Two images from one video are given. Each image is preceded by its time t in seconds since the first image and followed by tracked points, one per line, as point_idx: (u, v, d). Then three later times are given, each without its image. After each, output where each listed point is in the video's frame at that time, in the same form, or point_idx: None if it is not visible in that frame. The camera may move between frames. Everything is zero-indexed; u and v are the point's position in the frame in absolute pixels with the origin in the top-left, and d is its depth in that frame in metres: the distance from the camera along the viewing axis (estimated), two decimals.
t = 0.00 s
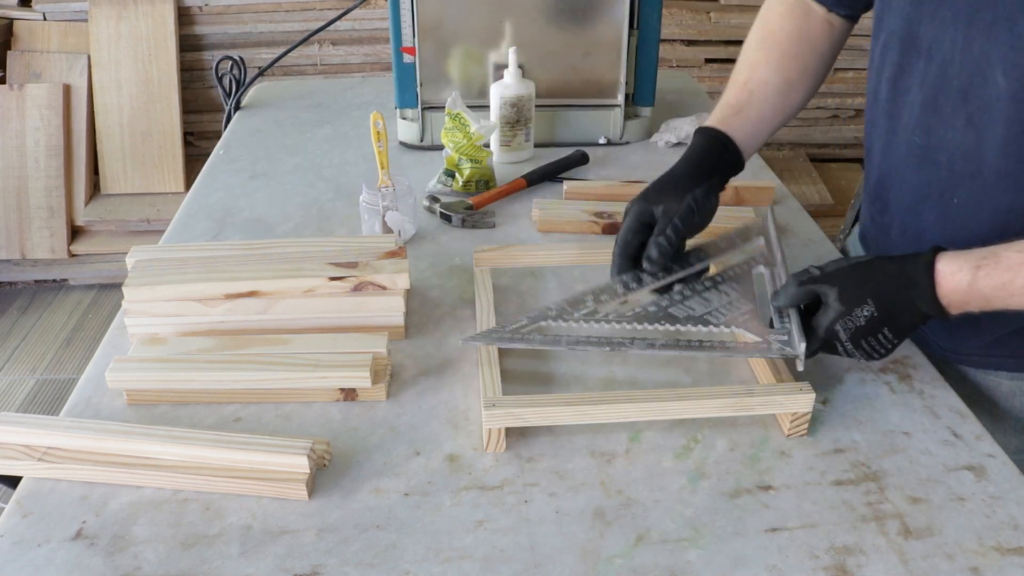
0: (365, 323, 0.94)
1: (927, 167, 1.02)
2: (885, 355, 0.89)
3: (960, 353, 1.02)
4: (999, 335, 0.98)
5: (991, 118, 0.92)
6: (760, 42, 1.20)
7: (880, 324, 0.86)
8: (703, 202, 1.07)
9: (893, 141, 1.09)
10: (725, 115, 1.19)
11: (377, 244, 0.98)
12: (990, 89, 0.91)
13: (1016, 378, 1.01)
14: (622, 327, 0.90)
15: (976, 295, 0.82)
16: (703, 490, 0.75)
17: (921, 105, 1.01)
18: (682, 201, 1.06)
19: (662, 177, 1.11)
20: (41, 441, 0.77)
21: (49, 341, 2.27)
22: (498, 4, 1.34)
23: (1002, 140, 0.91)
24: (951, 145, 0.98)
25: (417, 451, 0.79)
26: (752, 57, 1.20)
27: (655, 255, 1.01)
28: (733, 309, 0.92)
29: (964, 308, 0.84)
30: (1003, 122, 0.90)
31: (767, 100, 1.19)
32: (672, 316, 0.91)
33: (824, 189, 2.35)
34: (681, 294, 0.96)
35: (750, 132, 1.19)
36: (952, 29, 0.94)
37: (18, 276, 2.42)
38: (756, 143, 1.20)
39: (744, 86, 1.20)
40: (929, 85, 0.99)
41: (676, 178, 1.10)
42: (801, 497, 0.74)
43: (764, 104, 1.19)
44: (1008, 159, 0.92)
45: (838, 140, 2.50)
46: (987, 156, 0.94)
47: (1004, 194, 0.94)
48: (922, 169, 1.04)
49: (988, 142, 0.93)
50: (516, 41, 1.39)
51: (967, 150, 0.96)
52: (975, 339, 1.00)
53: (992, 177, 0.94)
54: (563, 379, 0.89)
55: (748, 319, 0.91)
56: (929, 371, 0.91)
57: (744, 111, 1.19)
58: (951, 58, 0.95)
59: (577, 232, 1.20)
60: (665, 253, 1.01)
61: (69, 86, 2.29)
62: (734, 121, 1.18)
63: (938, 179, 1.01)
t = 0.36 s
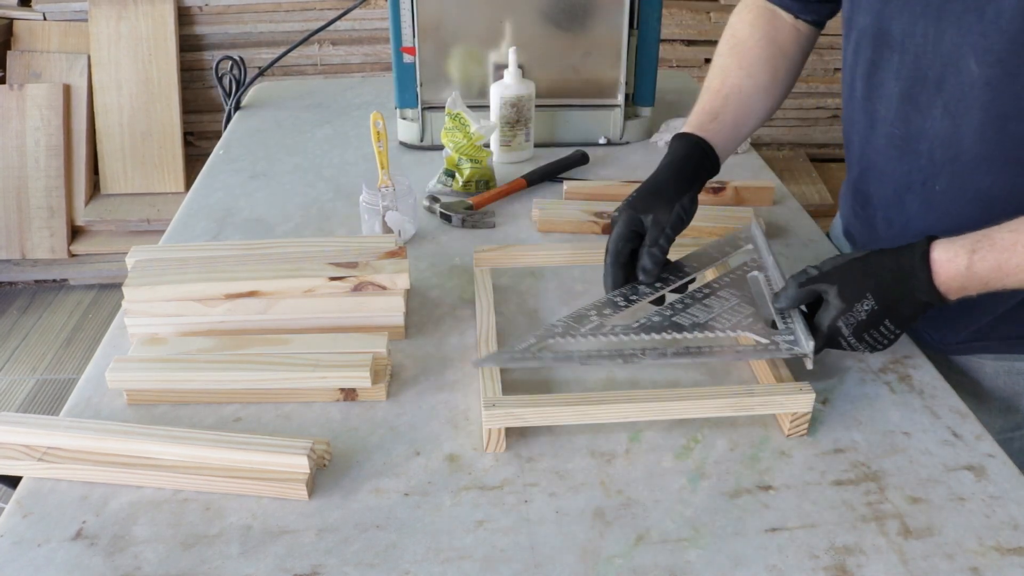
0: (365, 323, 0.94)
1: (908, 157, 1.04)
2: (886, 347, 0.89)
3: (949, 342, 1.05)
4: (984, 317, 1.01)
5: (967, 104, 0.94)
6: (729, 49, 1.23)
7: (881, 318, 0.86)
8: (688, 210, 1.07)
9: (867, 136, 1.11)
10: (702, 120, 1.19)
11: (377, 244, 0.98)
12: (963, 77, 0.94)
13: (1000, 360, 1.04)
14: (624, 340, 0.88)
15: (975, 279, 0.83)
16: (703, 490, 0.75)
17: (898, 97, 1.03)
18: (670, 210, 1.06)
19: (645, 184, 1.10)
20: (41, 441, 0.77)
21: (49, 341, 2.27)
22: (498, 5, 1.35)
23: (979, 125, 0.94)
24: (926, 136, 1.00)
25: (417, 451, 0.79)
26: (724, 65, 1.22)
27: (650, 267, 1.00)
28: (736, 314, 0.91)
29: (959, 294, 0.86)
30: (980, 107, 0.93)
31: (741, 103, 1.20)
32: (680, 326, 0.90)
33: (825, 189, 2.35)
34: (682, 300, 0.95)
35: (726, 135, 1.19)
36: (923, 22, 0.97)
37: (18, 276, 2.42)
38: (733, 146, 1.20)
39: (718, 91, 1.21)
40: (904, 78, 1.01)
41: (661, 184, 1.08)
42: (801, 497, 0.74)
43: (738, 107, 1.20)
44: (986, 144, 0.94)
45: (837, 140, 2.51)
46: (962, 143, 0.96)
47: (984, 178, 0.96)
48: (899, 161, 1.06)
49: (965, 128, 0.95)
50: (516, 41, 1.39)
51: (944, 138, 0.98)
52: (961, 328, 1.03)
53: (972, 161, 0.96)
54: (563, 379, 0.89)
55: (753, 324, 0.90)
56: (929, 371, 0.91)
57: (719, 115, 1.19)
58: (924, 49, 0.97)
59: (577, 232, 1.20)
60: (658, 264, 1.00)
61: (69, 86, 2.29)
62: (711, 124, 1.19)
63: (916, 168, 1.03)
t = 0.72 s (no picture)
0: (365, 323, 0.94)
1: (896, 159, 1.04)
2: (873, 334, 0.92)
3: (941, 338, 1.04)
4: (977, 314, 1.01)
5: (952, 108, 0.94)
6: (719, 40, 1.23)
7: (871, 308, 0.88)
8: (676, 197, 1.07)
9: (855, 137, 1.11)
10: (692, 107, 1.19)
11: (377, 244, 0.98)
12: (948, 81, 0.94)
13: (991, 354, 1.04)
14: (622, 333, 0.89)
15: (963, 270, 0.85)
16: (702, 490, 0.75)
17: (885, 100, 1.03)
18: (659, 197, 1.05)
19: (636, 169, 1.09)
20: (41, 441, 0.77)
21: (49, 341, 2.27)
22: (498, 4, 1.35)
23: (965, 129, 0.94)
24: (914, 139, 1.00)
25: (417, 451, 0.79)
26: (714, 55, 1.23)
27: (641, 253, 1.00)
28: (727, 301, 0.92)
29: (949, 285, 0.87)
30: (966, 111, 0.93)
31: (731, 92, 1.20)
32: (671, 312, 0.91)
33: (825, 189, 2.35)
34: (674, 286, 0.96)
35: (716, 123, 1.19)
36: (908, 26, 0.96)
37: (18, 276, 2.42)
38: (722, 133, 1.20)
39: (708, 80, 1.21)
40: (891, 82, 1.01)
41: (652, 169, 1.08)
42: (801, 497, 0.74)
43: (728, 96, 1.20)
44: (973, 147, 0.94)
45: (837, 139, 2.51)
46: (949, 147, 0.96)
47: (972, 180, 0.96)
48: (887, 163, 1.06)
49: (951, 132, 0.95)
50: (516, 41, 1.39)
51: (931, 141, 0.98)
52: (956, 324, 1.02)
53: (959, 165, 0.96)
54: (562, 379, 0.89)
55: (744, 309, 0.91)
56: (929, 371, 0.91)
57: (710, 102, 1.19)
58: (909, 53, 0.97)
59: (577, 232, 1.20)
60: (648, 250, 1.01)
61: (69, 86, 2.29)
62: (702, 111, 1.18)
63: (904, 171, 1.03)
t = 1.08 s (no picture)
0: (365, 323, 0.94)
1: (895, 168, 1.04)
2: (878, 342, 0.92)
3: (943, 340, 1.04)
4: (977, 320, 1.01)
5: (953, 119, 0.94)
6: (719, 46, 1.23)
7: (877, 317, 0.89)
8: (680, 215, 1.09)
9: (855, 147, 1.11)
10: (693, 118, 1.19)
11: (377, 244, 0.98)
12: (948, 94, 0.93)
13: (993, 358, 1.04)
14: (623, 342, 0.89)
15: (963, 282, 0.86)
16: (702, 490, 0.75)
17: (883, 111, 1.03)
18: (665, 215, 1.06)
19: (641, 184, 1.10)
20: (41, 441, 0.77)
21: (49, 341, 2.27)
22: (498, 5, 1.34)
23: (968, 140, 0.94)
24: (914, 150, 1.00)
25: (417, 451, 0.79)
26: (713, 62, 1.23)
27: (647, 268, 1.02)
28: (735, 316, 0.94)
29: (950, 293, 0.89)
30: (968, 123, 0.93)
31: (731, 102, 1.20)
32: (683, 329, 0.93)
33: (825, 189, 2.35)
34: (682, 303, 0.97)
35: (715, 134, 1.20)
36: (906, 39, 0.96)
37: (19, 276, 2.42)
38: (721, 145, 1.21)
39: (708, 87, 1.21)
40: (890, 93, 1.01)
41: (656, 183, 1.09)
42: (801, 497, 0.74)
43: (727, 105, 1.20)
44: (977, 158, 0.94)
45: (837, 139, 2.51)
46: (952, 158, 0.96)
47: (975, 189, 0.96)
48: (887, 174, 1.05)
49: (953, 143, 0.95)
50: (516, 41, 1.39)
51: (932, 152, 0.98)
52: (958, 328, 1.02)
53: (963, 176, 0.96)
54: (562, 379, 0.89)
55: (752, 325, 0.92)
56: (929, 371, 0.91)
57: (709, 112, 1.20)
58: (908, 66, 0.97)
59: (577, 232, 1.20)
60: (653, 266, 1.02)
61: (69, 86, 2.29)
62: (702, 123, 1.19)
63: (905, 181, 1.03)
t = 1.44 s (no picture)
0: (365, 323, 0.94)
1: (902, 167, 1.04)
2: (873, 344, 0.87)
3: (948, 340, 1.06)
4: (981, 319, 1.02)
5: (962, 119, 0.94)
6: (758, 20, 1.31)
7: (886, 301, 0.86)
8: (699, 151, 1.19)
9: (862, 144, 1.11)
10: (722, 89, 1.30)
11: (377, 243, 0.98)
12: (958, 92, 0.93)
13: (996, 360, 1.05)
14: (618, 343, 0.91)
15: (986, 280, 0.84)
16: (702, 490, 0.75)
17: (892, 109, 1.03)
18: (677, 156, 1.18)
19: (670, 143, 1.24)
20: (41, 441, 0.77)
21: (49, 341, 2.27)
22: (498, 4, 1.34)
23: (975, 140, 0.94)
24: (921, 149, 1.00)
25: (417, 451, 0.79)
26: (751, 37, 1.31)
27: (655, 197, 1.14)
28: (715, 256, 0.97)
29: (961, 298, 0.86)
30: (977, 122, 0.93)
31: (762, 70, 1.28)
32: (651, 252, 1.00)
33: (824, 189, 2.35)
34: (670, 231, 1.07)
35: (744, 101, 1.28)
36: (917, 37, 0.97)
37: (18, 276, 2.42)
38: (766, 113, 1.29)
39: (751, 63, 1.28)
40: (898, 91, 1.01)
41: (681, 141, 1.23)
42: (800, 497, 0.74)
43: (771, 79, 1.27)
44: (983, 158, 0.94)
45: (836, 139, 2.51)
46: (959, 157, 0.96)
47: (981, 189, 0.96)
48: (894, 171, 1.06)
49: (961, 143, 0.95)
50: (516, 41, 1.39)
51: (940, 151, 0.98)
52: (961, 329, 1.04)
53: (970, 175, 0.96)
54: (563, 378, 0.89)
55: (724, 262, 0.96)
56: (929, 371, 0.91)
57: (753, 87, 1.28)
58: (918, 64, 0.97)
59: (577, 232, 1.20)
60: (662, 196, 1.14)
61: (69, 86, 2.29)
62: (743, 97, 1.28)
63: (912, 179, 1.03)
